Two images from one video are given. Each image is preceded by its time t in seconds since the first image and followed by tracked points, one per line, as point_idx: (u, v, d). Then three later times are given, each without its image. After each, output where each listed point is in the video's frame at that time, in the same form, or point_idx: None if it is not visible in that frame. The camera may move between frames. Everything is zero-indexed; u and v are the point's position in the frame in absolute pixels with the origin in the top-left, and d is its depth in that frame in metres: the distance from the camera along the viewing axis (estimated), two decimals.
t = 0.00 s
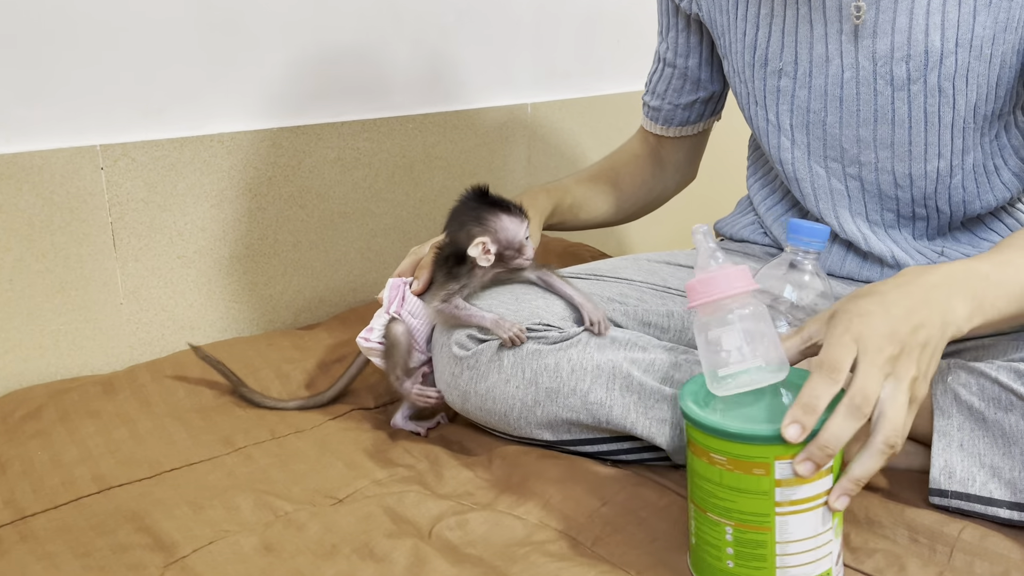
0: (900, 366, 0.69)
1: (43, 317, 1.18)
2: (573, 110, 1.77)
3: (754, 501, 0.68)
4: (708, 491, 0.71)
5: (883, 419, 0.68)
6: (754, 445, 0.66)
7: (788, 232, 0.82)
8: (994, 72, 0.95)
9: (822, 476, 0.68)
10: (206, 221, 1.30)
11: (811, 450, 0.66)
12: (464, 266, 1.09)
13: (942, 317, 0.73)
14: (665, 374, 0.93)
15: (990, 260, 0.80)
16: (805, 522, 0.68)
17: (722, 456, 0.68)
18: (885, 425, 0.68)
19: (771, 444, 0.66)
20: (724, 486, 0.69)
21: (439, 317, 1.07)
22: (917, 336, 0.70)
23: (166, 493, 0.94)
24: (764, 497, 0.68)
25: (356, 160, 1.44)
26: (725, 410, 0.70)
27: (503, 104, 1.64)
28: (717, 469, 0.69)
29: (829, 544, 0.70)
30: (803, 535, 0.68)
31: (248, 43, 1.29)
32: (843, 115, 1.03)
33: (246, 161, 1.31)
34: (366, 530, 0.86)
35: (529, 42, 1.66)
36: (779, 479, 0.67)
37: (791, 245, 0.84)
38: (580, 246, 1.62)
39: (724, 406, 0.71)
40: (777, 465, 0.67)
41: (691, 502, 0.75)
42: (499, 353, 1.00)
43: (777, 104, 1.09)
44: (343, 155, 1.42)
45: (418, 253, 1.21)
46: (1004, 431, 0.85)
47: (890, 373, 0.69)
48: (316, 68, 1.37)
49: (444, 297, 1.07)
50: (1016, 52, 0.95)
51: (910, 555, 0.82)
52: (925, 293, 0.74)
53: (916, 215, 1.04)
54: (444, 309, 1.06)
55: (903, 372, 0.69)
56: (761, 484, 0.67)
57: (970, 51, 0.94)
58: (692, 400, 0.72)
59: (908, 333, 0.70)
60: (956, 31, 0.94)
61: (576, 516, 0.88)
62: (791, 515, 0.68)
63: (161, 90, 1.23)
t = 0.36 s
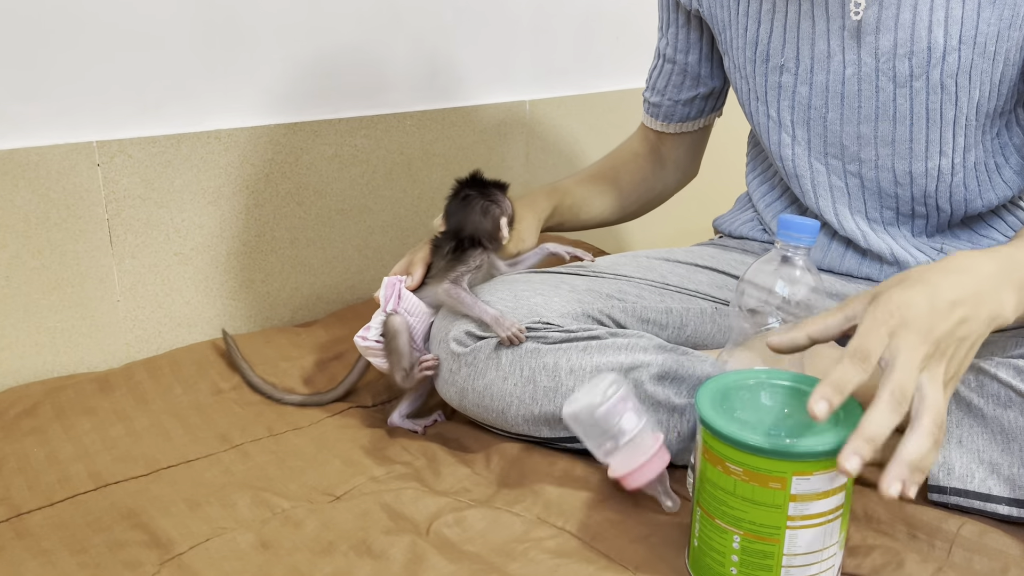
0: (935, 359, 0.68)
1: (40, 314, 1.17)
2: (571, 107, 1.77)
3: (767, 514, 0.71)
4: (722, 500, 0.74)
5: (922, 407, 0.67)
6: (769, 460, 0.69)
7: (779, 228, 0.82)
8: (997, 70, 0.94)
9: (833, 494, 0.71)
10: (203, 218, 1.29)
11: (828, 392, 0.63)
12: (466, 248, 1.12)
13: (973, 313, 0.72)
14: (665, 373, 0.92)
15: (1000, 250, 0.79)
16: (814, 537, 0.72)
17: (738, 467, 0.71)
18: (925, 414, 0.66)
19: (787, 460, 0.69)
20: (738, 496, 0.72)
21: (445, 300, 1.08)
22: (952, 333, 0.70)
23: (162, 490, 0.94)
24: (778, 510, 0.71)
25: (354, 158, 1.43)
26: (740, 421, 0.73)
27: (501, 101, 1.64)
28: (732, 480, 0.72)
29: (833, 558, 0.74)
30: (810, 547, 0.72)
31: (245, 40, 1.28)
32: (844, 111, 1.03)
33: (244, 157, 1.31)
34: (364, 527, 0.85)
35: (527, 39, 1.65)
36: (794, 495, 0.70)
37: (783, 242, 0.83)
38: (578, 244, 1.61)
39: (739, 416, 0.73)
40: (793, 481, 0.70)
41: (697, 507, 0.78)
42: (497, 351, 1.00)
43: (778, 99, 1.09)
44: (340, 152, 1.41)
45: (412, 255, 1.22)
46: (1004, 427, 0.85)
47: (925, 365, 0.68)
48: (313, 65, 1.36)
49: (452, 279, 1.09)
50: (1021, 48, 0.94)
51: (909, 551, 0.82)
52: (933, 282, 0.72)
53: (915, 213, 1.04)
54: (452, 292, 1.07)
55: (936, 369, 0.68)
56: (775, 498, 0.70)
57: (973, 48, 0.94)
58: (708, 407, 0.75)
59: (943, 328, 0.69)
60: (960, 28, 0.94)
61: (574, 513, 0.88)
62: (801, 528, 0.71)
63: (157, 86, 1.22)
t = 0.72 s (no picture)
0: (727, 317, 0.68)
1: (38, 315, 1.17)
2: (570, 108, 1.77)
3: (764, 514, 0.71)
4: (719, 502, 0.74)
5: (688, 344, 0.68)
6: (767, 460, 0.69)
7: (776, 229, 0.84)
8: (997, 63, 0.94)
9: (831, 494, 0.71)
10: (202, 218, 1.29)
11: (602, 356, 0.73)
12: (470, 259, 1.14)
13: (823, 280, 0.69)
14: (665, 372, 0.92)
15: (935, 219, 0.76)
16: (812, 537, 0.72)
17: (735, 468, 0.71)
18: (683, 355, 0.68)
19: (785, 460, 0.69)
20: (735, 497, 0.72)
21: (442, 302, 1.08)
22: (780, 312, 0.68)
23: (160, 491, 0.94)
24: (775, 511, 0.71)
25: (353, 158, 1.43)
26: (738, 422, 0.73)
27: (499, 101, 1.64)
28: (730, 481, 0.72)
29: (831, 558, 0.74)
30: (809, 547, 0.72)
31: (243, 40, 1.28)
32: (845, 111, 1.03)
33: (242, 158, 1.31)
34: (362, 528, 0.85)
35: (525, 39, 1.65)
36: (792, 496, 0.70)
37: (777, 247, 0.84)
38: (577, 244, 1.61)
39: (737, 416, 0.74)
40: (791, 481, 0.70)
41: (695, 508, 0.78)
42: (495, 353, 1.00)
43: (779, 101, 1.09)
44: (339, 152, 1.41)
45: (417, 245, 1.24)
46: (1001, 426, 0.85)
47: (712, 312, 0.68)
48: (311, 65, 1.36)
49: (448, 283, 1.10)
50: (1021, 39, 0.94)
51: (906, 552, 0.82)
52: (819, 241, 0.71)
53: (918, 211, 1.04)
54: (450, 295, 1.08)
55: (739, 326, 0.68)
56: (773, 498, 0.70)
57: (973, 42, 0.94)
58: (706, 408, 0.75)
59: (759, 293, 0.68)
60: (959, 22, 0.94)
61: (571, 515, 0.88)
62: (799, 529, 0.71)
63: (156, 87, 1.22)
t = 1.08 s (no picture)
0: (572, 437, 0.72)
1: (37, 317, 1.18)
2: (568, 108, 1.77)
3: (762, 516, 0.71)
4: (717, 503, 0.74)
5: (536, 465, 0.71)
6: (765, 462, 0.70)
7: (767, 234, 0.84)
8: (962, 61, 0.94)
9: (828, 495, 0.72)
10: (199, 221, 1.29)
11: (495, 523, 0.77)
12: (455, 274, 1.14)
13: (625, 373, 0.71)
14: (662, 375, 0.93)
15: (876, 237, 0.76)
16: (809, 538, 0.72)
17: (733, 470, 0.72)
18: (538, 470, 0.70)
19: (782, 462, 0.69)
20: (733, 498, 0.72)
21: (438, 309, 1.09)
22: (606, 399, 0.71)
23: (160, 493, 0.94)
24: (772, 512, 0.71)
25: (349, 160, 1.43)
26: (735, 424, 0.73)
27: (497, 101, 1.64)
28: (727, 483, 0.73)
29: (828, 558, 0.74)
30: (806, 549, 0.72)
31: (241, 42, 1.28)
32: (825, 114, 1.03)
33: (239, 161, 1.31)
34: (360, 530, 0.86)
35: (523, 40, 1.65)
36: (789, 497, 0.70)
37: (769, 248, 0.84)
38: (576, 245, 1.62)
39: (734, 419, 0.74)
40: (788, 483, 0.70)
41: (692, 510, 0.78)
42: (493, 358, 1.00)
43: (763, 104, 1.09)
44: (336, 154, 1.41)
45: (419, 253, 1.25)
46: (997, 430, 0.86)
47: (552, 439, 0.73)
48: (310, 66, 1.37)
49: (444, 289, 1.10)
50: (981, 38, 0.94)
51: (903, 552, 0.82)
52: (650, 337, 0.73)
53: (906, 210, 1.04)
54: (445, 300, 1.08)
55: (584, 442, 0.70)
56: (770, 500, 0.71)
57: (939, 43, 0.94)
58: (704, 410, 0.75)
59: (581, 401, 0.73)
60: (924, 24, 0.94)
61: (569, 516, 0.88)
62: (797, 530, 0.72)
63: (154, 89, 1.22)
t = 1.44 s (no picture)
0: (676, 270, 0.66)
1: (36, 318, 1.18)
2: (566, 108, 1.77)
3: (761, 512, 0.72)
4: (716, 500, 0.74)
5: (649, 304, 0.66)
6: (764, 459, 0.70)
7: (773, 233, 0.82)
8: (972, 58, 0.94)
9: (826, 492, 0.72)
10: (199, 221, 1.30)
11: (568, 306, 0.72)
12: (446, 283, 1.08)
13: (775, 229, 0.67)
14: (660, 373, 0.94)
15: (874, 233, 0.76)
16: (808, 535, 0.72)
17: (732, 467, 0.72)
18: (652, 311, 0.66)
19: (781, 459, 0.69)
20: (732, 495, 0.73)
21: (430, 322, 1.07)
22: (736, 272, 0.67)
23: (160, 493, 0.94)
24: (771, 509, 0.71)
25: (349, 160, 1.44)
26: (733, 421, 0.73)
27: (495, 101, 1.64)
28: (726, 479, 0.73)
29: (827, 555, 0.74)
30: (805, 545, 0.72)
31: (239, 41, 1.28)
32: (828, 111, 1.03)
33: (239, 161, 1.31)
34: (360, 528, 0.86)
35: (521, 40, 1.66)
36: (788, 494, 0.71)
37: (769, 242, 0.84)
38: (574, 244, 1.62)
39: (733, 416, 0.74)
40: (787, 480, 0.70)
41: (691, 507, 0.79)
42: (492, 357, 1.01)
43: (763, 103, 1.09)
44: (335, 153, 1.42)
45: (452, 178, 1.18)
46: (995, 425, 0.86)
47: (676, 267, 0.66)
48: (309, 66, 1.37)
49: (437, 301, 1.07)
50: (996, 33, 0.93)
51: (902, 549, 0.83)
52: (796, 190, 0.70)
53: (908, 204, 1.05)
54: (435, 315, 1.06)
55: (694, 279, 0.66)
56: (769, 496, 0.71)
57: (949, 39, 0.94)
58: (702, 407, 0.75)
59: (718, 246, 0.66)
60: (935, 19, 0.94)
61: (568, 515, 0.88)
62: (796, 527, 0.72)
63: (153, 89, 1.22)
